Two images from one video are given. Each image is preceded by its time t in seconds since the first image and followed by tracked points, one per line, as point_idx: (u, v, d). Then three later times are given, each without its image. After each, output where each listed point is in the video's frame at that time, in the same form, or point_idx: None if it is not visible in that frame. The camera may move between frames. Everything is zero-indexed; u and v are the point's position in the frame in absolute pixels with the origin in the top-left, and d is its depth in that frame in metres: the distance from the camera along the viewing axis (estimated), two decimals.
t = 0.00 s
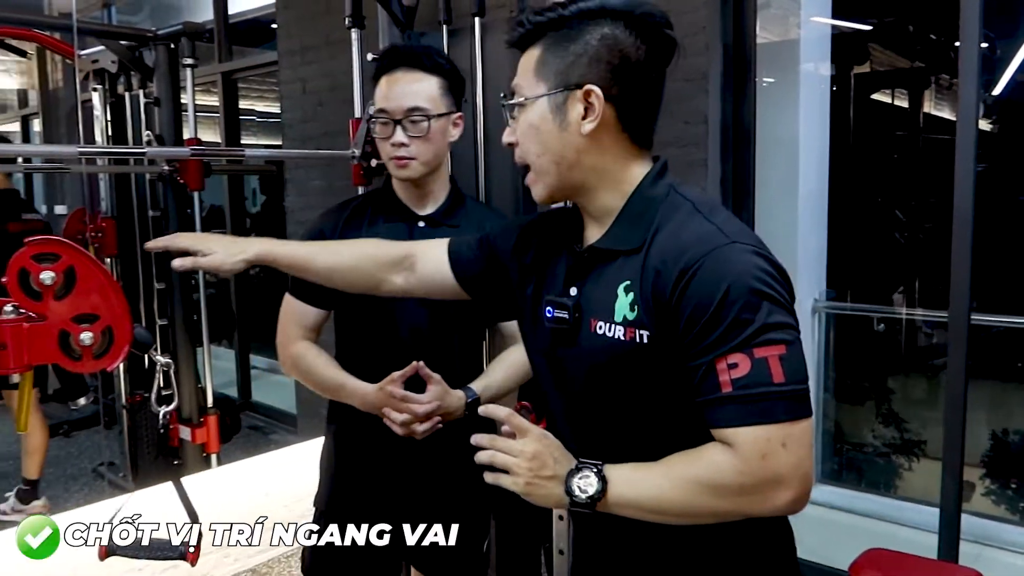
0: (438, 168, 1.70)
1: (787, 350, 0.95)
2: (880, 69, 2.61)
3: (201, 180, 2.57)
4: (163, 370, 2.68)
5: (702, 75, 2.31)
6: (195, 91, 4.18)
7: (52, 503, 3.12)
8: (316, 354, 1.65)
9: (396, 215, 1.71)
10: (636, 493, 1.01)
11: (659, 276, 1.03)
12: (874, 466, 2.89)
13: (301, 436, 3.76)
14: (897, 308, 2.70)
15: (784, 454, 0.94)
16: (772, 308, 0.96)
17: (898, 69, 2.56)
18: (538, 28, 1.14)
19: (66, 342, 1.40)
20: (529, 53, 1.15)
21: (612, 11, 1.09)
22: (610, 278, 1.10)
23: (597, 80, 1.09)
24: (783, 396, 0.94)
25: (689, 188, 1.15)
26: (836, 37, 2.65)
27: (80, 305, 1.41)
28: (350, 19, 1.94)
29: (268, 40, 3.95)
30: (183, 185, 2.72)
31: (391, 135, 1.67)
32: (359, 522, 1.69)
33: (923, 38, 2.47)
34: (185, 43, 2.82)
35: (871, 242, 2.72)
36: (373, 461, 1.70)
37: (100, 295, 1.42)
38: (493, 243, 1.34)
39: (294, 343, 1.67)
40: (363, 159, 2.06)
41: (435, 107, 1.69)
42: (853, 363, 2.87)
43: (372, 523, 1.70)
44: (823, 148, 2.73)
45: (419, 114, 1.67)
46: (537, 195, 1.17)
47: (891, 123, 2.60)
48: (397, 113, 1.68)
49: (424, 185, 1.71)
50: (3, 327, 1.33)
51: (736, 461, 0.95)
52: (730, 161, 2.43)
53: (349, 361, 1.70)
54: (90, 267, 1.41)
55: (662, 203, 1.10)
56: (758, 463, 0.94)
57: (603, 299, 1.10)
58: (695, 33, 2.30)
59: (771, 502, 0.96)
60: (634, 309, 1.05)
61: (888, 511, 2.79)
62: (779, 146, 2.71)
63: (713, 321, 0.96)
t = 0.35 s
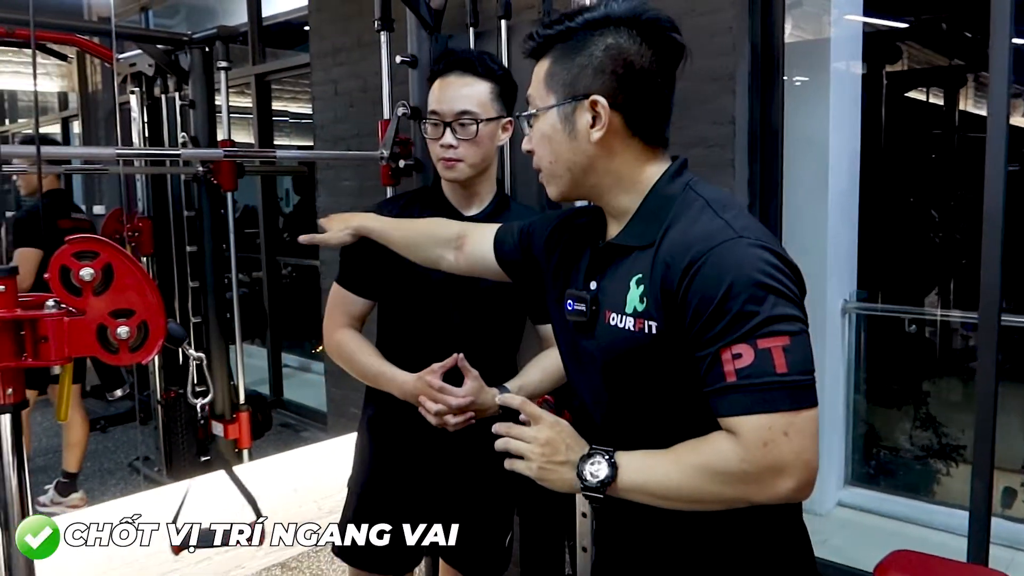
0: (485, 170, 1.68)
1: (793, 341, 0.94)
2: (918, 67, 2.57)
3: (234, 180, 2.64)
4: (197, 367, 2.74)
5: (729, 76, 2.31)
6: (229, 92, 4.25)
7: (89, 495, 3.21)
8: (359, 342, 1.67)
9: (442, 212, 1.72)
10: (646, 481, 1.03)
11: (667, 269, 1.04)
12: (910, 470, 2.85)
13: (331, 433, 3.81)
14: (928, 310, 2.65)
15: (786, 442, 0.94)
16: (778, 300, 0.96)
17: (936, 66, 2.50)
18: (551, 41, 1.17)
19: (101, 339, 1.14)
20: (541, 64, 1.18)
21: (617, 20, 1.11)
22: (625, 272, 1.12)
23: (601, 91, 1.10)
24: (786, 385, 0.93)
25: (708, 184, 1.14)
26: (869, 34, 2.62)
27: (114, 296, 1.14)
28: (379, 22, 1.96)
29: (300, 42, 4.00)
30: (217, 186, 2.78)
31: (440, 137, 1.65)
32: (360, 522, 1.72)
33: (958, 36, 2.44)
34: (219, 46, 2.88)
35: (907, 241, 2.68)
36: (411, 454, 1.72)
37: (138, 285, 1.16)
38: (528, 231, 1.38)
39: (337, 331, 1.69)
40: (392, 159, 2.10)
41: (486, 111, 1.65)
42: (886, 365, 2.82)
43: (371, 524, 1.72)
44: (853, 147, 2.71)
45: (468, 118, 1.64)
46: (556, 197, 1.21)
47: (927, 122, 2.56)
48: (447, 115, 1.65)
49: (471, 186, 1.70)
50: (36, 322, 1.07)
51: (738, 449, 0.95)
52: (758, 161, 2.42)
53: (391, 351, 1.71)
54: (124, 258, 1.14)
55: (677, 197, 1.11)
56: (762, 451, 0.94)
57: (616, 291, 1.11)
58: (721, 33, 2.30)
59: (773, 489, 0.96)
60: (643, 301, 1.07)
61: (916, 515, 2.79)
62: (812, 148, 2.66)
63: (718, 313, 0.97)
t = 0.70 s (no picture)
0: (495, 166, 1.69)
1: (786, 342, 0.95)
2: (942, 66, 2.53)
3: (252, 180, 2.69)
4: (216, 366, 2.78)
5: (743, 76, 2.31)
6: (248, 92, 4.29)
7: (111, 489, 3.27)
8: (370, 338, 1.67)
9: (454, 208, 1.72)
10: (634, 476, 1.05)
11: (672, 266, 1.05)
12: (932, 474, 2.83)
13: (349, 431, 3.85)
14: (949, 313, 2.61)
15: (770, 439, 0.95)
16: (773, 301, 0.96)
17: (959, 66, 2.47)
18: (572, 41, 1.18)
19: (117, 335, 1.08)
20: (563, 63, 1.18)
21: (641, 22, 1.12)
22: (633, 267, 1.13)
23: (627, 88, 1.11)
24: (775, 384, 0.94)
25: (721, 186, 1.14)
26: (890, 33, 2.59)
27: (133, 290, 1.09)
28: (395, 24, 1.98)
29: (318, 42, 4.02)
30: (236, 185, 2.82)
31: (451, 134, 1.67)
32: (360, 521, 1.68)
33: (979, 35, 2.41)
34: (239, 47, 2.92)
35: (926, 243, 2.67)
36: (424, 451, 1.68)
37: (158, 279, 1.10)
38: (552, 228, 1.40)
39: (347, 329, 1.69)
40: (406, 159, 2.12)
41: (494, 108, 1.67)
42: (903, 365, 2.81)
43: (371, 523, 1.69)
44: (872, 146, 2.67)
45: (478, 115, 1.65)
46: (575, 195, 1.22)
47: (948, 121, 2.54)
48: (456, 113, 1.66)
49: (481, 182, 1.71)
50: (56, 315, 1.02)
51: (725, 443, 0.96)
52: (772, 161, 2.42)
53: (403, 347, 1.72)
54: (142, 252, 1.09)
55: (689, 195, 1.11)
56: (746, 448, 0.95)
57: (624, 286, 1.13)
58: (736, 33, 2.30)
59: (757, 485, 0.97)
60: (648, 296, 1.08)
61: (936, 518, 2.75)
62: (830, 147, 2.64)
63: (714, 311, 0.98)
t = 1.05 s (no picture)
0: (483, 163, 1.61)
1: (843, 333, 0.93)
2: (954, 66, 2.52)
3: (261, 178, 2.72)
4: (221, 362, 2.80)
5: (750, 77, 2.31)
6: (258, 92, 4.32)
7: (121, 483, 3.30)
8: (364, 340, 1.55)
9: (441, 206, 1.65)
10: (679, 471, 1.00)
11: (722, 261, 1.01)
12: (942, 476, 2.81)
13: (355, 428, 3.87)
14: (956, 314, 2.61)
15: (834, 428, 0.92)
16: (831, 294, 0.94)
17: (971, 66, 2.47)
18: (613, 36, 1.12)
19: (125, 329, 1.10)
20: (603, 58, 1.13)
21: (684, 21, 1.09)
22: (673, 261, 1.08)
23: (677, 81, 1.07)
24: (837, 373, 0.91)
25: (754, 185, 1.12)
26: (899, 33, 2.57)
27: (141, 286, 1.11)
28: (402, 24, 1.99)
29: (327, 42, 4.04)
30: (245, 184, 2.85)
31: (439, 131, 1.58)
32: (360, 521, 1.59)
33: (990, 35, 2.40)
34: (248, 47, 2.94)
35: (935, 245, 2.65)
36: (423, 448, 1.60)
37: (165, 275, 1.12)
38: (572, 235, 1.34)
39: (339, 332, 1.57)
40: (413, 158, 2.13)
41: (482, 103, 1.59)
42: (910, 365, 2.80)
43: (371, 523, 1.59)
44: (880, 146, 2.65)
45: (467, 110, 1.57)
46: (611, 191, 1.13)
47: (956, 122, 2.53)
48: (444, 109, 1.57)
49: (468, 178, 1.63)
50: (66, 309, 1.04)
51: (786, 431, 0.93)
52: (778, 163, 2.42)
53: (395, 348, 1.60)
54: (152, 249, 1.12)
55: (730, 192, 1.08)
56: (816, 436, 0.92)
57: (665, 279, 1.08)
58: (743, 34, 2.30)
59: (818, 472, 0.94)
60: (696, 289, 1.03)
61: (938, 519, 2.73)
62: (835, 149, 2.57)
63: (774, 303, 0.95)
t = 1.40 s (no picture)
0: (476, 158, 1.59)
1: (934, 331, 0.94)
2: (954, 68, 2.50)
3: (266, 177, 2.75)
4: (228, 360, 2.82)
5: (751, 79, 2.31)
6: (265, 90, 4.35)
7: (125, 477, 3.33)
8: (347, 343, 1.52)
9: (418, 203, 1.57)
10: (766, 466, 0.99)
11: (810, 259, 1.02)
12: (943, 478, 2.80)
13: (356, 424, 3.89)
14: (957, 316, 2.65)
15: (929, 421, 0.92)
16: (921, 293, 0.95)
17: (971, 69, 2.46)
18: (704, 36, 1.12)
19: (130, 325, 1.12)
20: (691, 59, 1.12)
21: (771, 24, 1.10)
22: (754, 258, 1.08)
23: (775, 82, 1.08)
24: (930, 367, 0.92)
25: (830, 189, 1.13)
26: (899, 36, 2.48)
27: (146, 282, 1.13)
28: (406, 25, 2.01)
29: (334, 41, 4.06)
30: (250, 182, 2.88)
31: (443, 122, 1.53)
32: (360, 521, 1.57)
33: (989, 39, 2.40)
34: (254, 47, 2.97)
35: (937, 245, 2.64)
36: (407, 448, 1.56)
37: (170, 272, 1.14)
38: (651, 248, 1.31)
39: (320, 336, 1.52)
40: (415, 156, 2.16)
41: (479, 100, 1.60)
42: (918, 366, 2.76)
43: (371, 523, 1.57)
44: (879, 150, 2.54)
45: (472, 104, 1.56)
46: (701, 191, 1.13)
47: (956, 123, 2.53)
48: (450, 100, 1.54)
49: (454, 174, 1.59)
50: (71, 304, 1.07)
51: (881, 424, 0.92)
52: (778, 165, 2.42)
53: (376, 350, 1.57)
54: (156, 246, 1.13)
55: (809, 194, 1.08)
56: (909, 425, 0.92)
57: (746, 275, 1.08)
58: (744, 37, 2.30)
59: (911, 465, 0.93)
60: (781, 284, 1.04)
61: (938, 519, 2.63)
62: (834, 152, 2.55)
63: (866, 298, 0.95)
